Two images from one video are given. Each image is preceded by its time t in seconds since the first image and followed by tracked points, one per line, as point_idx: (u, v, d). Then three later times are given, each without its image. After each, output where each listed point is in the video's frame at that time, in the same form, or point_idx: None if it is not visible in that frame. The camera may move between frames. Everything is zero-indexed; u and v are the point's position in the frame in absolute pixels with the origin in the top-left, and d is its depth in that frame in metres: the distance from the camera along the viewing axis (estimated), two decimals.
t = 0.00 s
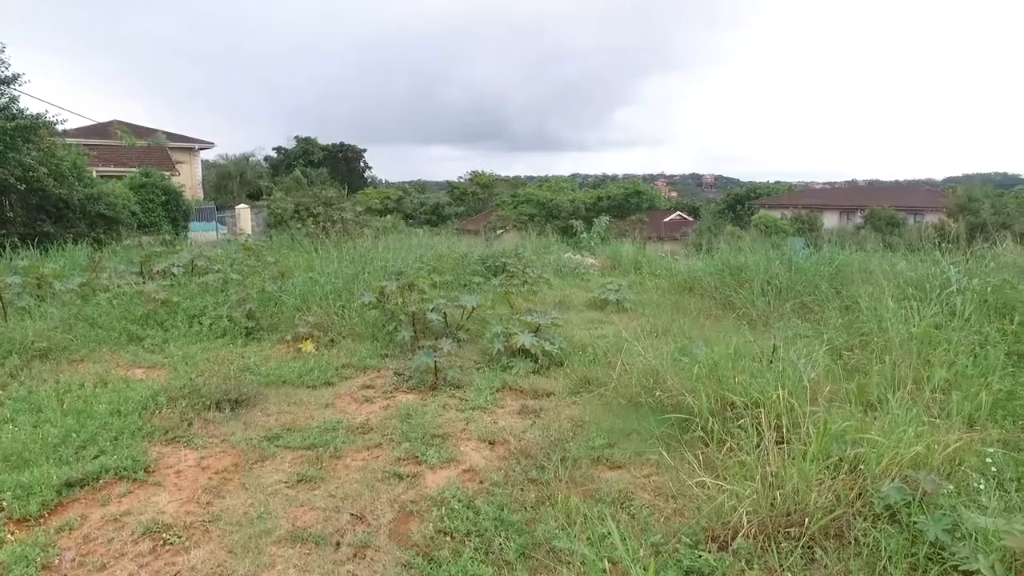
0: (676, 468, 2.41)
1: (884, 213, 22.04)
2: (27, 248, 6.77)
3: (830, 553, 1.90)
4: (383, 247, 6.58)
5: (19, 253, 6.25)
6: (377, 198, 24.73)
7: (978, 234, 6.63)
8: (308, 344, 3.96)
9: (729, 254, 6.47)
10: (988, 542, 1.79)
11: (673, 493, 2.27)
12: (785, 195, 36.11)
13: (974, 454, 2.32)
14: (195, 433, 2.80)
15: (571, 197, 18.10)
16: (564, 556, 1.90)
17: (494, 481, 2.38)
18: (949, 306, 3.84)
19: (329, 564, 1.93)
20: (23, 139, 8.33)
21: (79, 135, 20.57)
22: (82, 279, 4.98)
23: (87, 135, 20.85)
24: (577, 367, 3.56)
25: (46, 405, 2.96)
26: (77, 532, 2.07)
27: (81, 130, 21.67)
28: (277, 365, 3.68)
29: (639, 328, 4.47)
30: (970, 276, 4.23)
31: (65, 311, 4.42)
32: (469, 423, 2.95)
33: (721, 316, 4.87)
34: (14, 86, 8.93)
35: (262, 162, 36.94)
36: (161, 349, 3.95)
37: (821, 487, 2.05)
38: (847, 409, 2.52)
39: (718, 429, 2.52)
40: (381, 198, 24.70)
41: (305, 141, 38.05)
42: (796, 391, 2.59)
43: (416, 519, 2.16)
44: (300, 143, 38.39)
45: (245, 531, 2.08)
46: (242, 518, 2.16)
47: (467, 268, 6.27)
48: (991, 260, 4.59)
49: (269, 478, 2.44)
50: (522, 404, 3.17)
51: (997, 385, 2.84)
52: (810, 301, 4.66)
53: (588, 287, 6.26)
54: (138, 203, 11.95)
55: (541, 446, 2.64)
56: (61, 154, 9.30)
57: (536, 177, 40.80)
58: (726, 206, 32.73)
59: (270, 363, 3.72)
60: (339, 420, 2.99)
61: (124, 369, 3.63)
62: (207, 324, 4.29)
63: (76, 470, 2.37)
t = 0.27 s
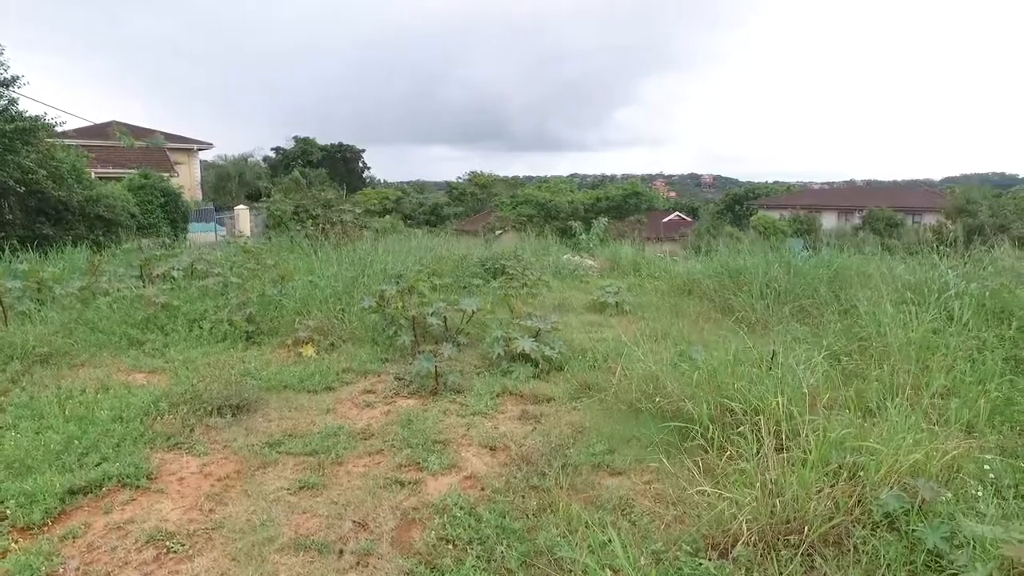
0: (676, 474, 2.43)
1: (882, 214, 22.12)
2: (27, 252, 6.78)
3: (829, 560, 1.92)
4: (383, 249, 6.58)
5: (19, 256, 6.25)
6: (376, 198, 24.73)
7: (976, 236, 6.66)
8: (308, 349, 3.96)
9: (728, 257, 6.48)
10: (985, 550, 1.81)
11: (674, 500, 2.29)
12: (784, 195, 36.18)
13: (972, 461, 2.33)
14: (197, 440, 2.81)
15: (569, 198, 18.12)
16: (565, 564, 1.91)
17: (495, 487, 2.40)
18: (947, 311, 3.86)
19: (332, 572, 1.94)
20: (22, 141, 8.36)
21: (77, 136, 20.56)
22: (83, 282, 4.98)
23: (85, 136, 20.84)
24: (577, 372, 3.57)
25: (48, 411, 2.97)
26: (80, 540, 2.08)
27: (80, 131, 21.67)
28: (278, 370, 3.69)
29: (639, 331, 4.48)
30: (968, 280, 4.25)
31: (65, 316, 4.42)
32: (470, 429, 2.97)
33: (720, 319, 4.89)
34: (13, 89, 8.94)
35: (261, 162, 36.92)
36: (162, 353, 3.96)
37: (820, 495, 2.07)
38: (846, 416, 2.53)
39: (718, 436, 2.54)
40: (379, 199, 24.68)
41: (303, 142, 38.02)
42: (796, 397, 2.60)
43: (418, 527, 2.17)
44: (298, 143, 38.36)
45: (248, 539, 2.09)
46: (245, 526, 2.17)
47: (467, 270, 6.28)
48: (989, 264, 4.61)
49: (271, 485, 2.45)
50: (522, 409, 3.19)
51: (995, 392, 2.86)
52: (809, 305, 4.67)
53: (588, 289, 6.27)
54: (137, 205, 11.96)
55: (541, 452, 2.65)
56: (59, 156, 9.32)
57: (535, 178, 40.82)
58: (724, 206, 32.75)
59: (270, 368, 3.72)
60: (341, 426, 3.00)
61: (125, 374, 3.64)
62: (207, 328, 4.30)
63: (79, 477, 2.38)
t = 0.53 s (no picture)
0: (678, 480, 2.44)
1: (881, 215, 22.17)
2: (29, 255, 6.80)
3: (829, 567, 1.93)
4: (383, 252, 6.59)
5: (20, 259, 6.27)
6: (375, 198, 24.73)
7: (975, 240, 6.69)
8: (310, 353, 3.98)
9: (728, 259, 6.50)
10: (984, 558, 1.82)
11: (675, 507, 2.31)
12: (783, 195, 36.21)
13: (971, 468, 2.35)
14: (201, 445, 2.83)
15: (569, 199, 18.14)
16: (568, 572, 1.93)
17: (498, 494, 2.41)
18: (946, 315, 3.88)
19: None
20: (22, 144, 8.39)
21: (77, 137, 20.57)
22: (84, 286, 5.00)
23: (85, 137, 20.84)
24: (578, 376, 3.59)
25: (52, 417, 2.98)
26: (86, 547, 2.09)
27: (80, 132, 21.67)
28: (280, 374, 3.70)
29: (639, 335, 4.50)
30: (967, 284, 4.28)
31: (67, 320, 4.43)
32: (472, 434, 2.98)
33: (720, 322, 4.90)
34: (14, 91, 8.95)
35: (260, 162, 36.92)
36: (164, 358, 3.98)
37: (820, 502, 2.08)
38: (846, 422, 2.55)
39: (719, 443, 2.55)
40: (379, 199, 24.69)
41: (302, 142, 38.03)
42: (795, 404, 2.62)
43: (421, 534, 2.19)
44: (298, 143, 38.37)
45: (252, 546, 2.11)
46: (250, 533, 2.19)
47: (467, 272, 6.29)
48: (988, 268, 4.64)
49: (275, 492, 2.46)
50: (524, 414, 3.20)
51: (993, 398, 2.88)
52: (808, 308, 4.69)
53: (588, 291, 6.28)
54: (137, 206, 11.97)
55: (543, 458, 2.67)
56: (60, 158, 9.33)
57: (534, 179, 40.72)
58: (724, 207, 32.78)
59: (272, 372, 3.74)
60: (343, 432, 3.01)
61: (128, 379, 3.65)
62: (209, 332, 4.31)
63: (84, 484, 2.40)
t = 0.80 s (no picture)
0: (678, 486, 2.46)
1: (881, 217, 22.19)
2: (30, 258, 6.81)
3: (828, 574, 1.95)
4: (384, 255, 6.60)
5: (22, 263, 6.28)
6: (375, 199, 24.73)
7: (974, 243, 6.71)
8: (311, 357, 3.99)
9: (728, 262, 6.52)
10: (982, 565, 1.84)
11: (675, 512, 2.32)
12: (782, 196, 36.24)
13: (970, 475, 2.37)
14: (203, 451, 2.84)
15: (569, 200, 18.15)
16: None
17: (499, 500, 2.43)
18: (945, 320, 3.90)
19: None
20: (23, 146, 8.40)
21: (77, 138, 20.57)
22: (86, 290, 5.01)
23: (85, 138, 20.85)
24: (579, 381, 3.60)
25: (55, 423, 2.99)
26: (90, 554, 2.11)
27: (80, 134, 21.67)
28: (281, 379, 3.71)
29: (639, 339, 4.51)
30: (966, 289, 4.30)
31: (69, 324, 4.45)
32: (473, 439, 3.00)
33: (720, 326, 4.92)
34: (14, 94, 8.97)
35: (260, 163, 36.91)
36: (165, 362, 3.99)
37: (819, 508, 2.10)
38: (845, 429, 2.57)
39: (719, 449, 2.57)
40: (379, 200, 24.70)
41: (302, 143, 38.06)
42: (795, 410, 2.64)
43: (423, 541, 2.21)
44: (298, 144, 38.37)
45: (256, 553, 2.12)
46: (253, 540, 2.20)
47: (467, 275, 6.30)
48: (987, 272, 4.65)
49: (278, 498, 2.48)
50: (525, 419, 3.21)
51: (992, 404, 2.90)
52: (808, 312, 4.71)
53: (588, 294, 6.29)
54: (138, 208, 11.97)
55: (544, 464, 2.68)
56: (60, 161, 9.35)
57: (534, 180, 40.74)
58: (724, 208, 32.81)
59: (274, 377, 3.75)
60: (345, 437, 3.03)
61: (130, 384, 3.67)
62: (210, 336, 4.32)
63: (87, 491, 2.41)
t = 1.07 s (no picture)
0: (678, 495, 2.47)
1: (881, 220, 22.21)
2: (31, 264, 6.83)
3: None
4: (384, 260, 6.62)
5: (23, 269, 6.29)
6: (375, 202, 24.75)
7: (973, 248, 6.74)
8: (312, 364, 4.00)
9: (727, 267, 6.53)
10: None
11: (674, 522, 2.34)
12: (782, 199, 36.27)
13: (969, 484, 2.39)
14: (205, 459, 2.86)
15: (569, 204, 18.18)
16: None
17: (500, 509, 2.44)
18: (943, 328, 3.92)
19: None
20: (24, 152, 8.43)
21: (77, 143, 20.63)
22: (87, 297, 5.02)
23: (85, 142, 20.90)
24: (579, 388, 3.62)
25: (58, 432, 3.01)
26: (94, 564, 2.12)
27: (81, 138, 21.71)
28: (282, 386, 3.72)
29: (639, 345, 4.52)
30: (965, 295, 4.32)
31: (71, 331, 4.46)
32: (474, 447, 3.01)
33: (720, 332, 4.94)
34: (16, 100, 9.01)
35: (260, 166, 36.95)
36: (167, 369, 4.00)
37: (819, 518, 2.12)
38: (845, 437, 2.58)
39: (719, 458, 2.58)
40: (379, 203, 24.73)
41: (302, 146, 38.13)
42: (794, 419, 2.65)
43: (425, 551, 2.22)
44: (298, 148, 38.43)
45: (259, 563, 2.14)
46: (256, 549, 2.21)
47: (468, 280, 6.31)
48: (985, 279, 4.67)
49: (280, 507, 2.49)
50: (525, 427, 3.23)
51: (991, 412, 2.92)
52: (807, 319, 4.73)
53: (588, 299, 6.30)
54: (138, 213, 11.99)
55: (545, 472, 2.69)
56: (61, 166, 9.38)
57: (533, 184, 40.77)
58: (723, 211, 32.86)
59: (275, 384, 3.76)
60: (347, 445, 3.04)
61: (132, 391, 3.68)
62: (211, 343, 4.34)
63: (91, 500, 2.43)
